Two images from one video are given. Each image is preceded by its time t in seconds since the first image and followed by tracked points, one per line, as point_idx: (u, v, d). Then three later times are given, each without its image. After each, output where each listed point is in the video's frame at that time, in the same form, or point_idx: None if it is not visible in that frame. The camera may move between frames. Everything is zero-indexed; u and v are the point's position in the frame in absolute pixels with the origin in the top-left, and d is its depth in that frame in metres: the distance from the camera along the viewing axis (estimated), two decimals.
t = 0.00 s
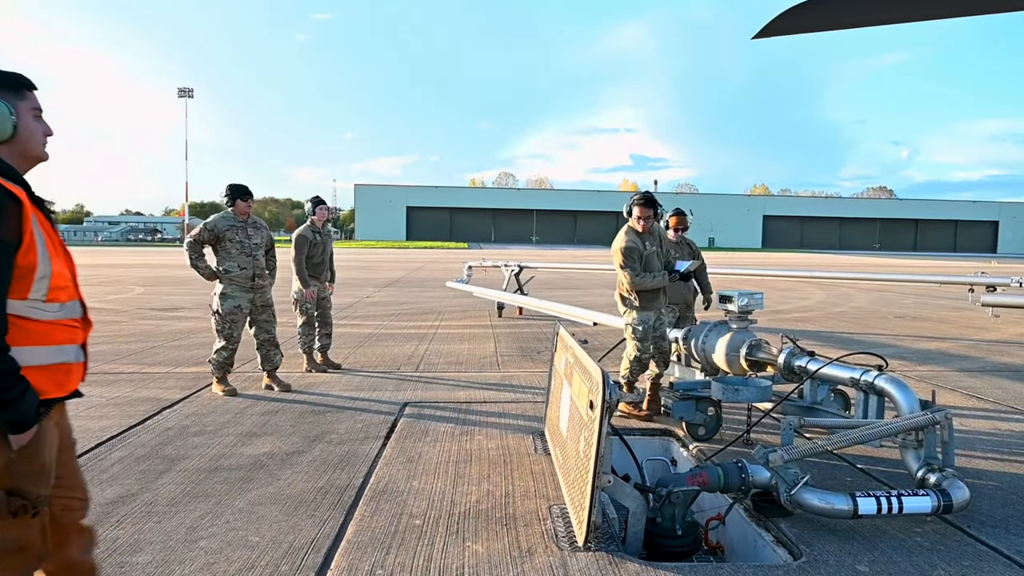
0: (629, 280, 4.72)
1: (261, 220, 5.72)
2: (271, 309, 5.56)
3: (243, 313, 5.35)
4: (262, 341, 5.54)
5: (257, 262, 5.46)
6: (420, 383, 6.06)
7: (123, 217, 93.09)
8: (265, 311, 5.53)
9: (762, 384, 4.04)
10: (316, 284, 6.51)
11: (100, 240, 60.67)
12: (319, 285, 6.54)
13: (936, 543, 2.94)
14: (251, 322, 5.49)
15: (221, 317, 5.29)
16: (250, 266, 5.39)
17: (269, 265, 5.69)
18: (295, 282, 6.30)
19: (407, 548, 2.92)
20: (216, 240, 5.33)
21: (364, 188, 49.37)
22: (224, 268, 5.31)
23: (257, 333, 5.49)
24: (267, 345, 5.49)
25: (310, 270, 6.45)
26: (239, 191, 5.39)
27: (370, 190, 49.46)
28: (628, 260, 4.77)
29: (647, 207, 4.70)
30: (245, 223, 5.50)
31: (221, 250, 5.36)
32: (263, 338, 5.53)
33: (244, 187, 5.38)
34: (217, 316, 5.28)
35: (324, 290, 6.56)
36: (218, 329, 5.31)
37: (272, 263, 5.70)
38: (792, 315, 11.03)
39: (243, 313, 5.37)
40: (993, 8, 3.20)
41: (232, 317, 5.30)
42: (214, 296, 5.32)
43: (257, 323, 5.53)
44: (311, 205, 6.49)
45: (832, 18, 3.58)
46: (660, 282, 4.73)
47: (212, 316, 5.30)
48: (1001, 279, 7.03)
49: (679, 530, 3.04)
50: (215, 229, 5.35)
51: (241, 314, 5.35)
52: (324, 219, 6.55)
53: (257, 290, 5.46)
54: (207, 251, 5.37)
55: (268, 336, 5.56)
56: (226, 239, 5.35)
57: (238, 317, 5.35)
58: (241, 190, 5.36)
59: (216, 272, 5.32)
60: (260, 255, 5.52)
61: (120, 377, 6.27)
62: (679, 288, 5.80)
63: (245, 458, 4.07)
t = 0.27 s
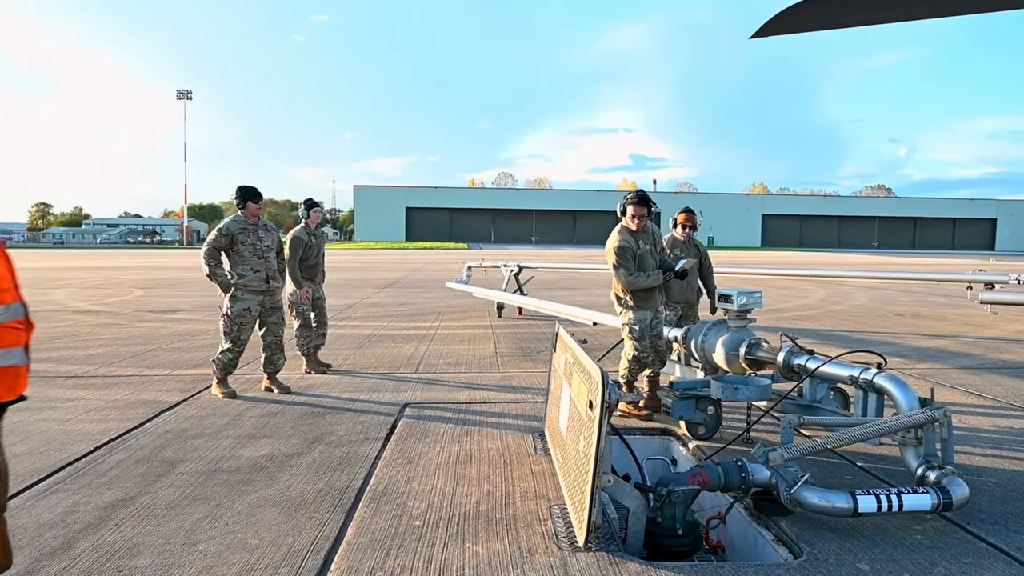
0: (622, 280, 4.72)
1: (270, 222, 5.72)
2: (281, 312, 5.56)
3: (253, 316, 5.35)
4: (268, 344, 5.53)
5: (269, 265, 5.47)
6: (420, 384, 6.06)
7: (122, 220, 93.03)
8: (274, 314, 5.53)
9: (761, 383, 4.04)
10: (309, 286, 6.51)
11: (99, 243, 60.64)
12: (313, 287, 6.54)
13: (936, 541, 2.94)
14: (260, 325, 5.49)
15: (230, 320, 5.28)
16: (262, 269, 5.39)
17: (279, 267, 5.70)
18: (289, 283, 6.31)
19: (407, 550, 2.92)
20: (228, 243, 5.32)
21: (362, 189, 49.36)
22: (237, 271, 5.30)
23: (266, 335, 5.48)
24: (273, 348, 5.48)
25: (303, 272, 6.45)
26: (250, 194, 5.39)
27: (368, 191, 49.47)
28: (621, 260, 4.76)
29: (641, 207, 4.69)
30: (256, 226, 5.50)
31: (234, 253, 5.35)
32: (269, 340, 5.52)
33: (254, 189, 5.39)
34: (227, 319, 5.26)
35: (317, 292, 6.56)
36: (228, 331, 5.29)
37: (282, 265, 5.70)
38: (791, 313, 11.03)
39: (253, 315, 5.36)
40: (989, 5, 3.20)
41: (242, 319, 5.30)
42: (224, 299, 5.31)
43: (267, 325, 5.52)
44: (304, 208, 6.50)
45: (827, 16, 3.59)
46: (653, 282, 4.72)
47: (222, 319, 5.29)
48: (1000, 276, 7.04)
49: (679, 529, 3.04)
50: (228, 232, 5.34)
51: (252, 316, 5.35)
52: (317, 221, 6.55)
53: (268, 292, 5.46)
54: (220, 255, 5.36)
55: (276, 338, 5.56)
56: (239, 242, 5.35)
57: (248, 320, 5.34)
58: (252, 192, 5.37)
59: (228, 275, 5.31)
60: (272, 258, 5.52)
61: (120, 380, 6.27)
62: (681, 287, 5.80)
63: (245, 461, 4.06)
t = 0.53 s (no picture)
0: (621, 275, 4.72)
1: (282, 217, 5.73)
2: (287, 308, 5.58)
3: (263, 310, 5.36)
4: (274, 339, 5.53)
5: (281, 259, 5.50)
6: (422, 379, 6.06)
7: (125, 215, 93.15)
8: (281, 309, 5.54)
9: (763, 378, 4.02)
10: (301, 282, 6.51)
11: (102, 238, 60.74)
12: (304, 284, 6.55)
13: (938, 537, 2.93)
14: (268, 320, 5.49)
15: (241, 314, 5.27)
16: (277, 264, 5.42)
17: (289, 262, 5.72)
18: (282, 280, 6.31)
19: (408, 543, 2.93)
20: (244, 237, 5.31)
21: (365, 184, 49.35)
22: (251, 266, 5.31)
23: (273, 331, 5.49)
24: (278, 343, 5.49)
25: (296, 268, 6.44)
26: (262, 188, 5.39)
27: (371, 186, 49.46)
28: (620, 255, 4.76)
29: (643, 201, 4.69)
30: (270, 220, 5.50)
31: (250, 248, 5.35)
32: (276, 336, 5.53)
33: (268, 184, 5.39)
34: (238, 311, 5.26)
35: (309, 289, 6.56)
36: (238, 323, 5.28)
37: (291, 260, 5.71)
38: (794, 309, 11.00)
39: (263, 310, 5.37)
40: None
41: (253, 313, 5.31)
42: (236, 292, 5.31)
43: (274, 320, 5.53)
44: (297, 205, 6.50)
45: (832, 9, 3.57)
46: (653, 279, 4.75)
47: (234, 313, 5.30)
48: (1004, 272, 7.01)
49: (680, 525, 3.04)
50: (243, 226, 5.34)
51: (262, 311, 5.36)
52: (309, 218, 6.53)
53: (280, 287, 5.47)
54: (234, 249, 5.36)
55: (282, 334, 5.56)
56: (254, 236, 5.35)
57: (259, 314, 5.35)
58: (265, 187, 5.37)
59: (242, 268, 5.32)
60: (284, 253, 5.56)
61: (123, 374, 6.28)
62: (685, 284, 5.79)
63: (248, 454, 4.07)
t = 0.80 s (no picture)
0: (627, 266, 4.71)
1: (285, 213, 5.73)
2: (288, 305, 5.55)
3: (264, 304, 5.32)
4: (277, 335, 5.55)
5: (286, 253, 5.49)
6: (424, 373, 6.06)
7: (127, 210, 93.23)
8: (283, 305, 5.52)
9: (767, 372, 4.01)
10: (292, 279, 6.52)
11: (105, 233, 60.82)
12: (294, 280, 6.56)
13: (942, 532, 2.93)
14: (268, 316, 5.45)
15: (241, 307, 5.21)
16: (280, 258, 5.41)
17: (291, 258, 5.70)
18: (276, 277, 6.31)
19: (411, 538, 2.93)
20: (246, 231, 5.31)
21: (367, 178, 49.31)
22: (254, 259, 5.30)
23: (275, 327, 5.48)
24: (281, 338, 5.51)
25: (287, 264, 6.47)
26: (266, 182, 5.37)
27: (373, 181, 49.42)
28: (626, 245, 4.74)
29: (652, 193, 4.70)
30: (273, 215, 5.49)
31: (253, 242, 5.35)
32: (278, 331, 5.54)
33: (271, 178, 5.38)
34: (238, 305, 5.22)
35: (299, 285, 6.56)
36: (238, 317, 5.22)
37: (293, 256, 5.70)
38: (797, 303, 10.99)
39: (264, 304, 5.33)
40: None
41: (255, 307, 5.27)
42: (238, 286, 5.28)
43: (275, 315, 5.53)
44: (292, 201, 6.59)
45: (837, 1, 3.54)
46: (657, 271, 4.75)
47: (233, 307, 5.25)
48: (1008, 266, 6.99)
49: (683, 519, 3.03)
50: (247, 220, 5.34)
51: (263, 305, 5.33)
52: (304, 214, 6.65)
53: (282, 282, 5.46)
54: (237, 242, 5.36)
55: (284, 330, 5.57)
56: (257, 230, 5.35)
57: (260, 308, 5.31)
58: (268, 181, 5.35)
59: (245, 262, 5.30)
60: (288, 247, 5.56)
61: (126, 369, 6.29)
62: (689, 279, 5.78)
63: (251, 449, 4.08)
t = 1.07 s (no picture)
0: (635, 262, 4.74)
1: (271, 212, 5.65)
2: (283, 306, 5.58)
3: (258, 308, 5.29)
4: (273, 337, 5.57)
5: (276, 254, 5.42)
6: (423, 374, 6.07)
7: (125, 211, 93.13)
8: (276, 307, 5.51)
9: (766, 372, 4.03)
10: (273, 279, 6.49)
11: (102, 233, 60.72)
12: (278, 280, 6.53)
13: (939, 531, 2.94)
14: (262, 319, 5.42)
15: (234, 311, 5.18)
16: (270, 260, 5.36)
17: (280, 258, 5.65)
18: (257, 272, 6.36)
19: (410, 539, 2.94)
20: (233, 233, 5.23)
21: (366, 179, 49.32)
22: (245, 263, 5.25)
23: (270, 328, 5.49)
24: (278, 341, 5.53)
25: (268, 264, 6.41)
26: (253, 183, 5.31)
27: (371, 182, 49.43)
28: (633, 242, 4.77)
29: (660, 192, 4.77)
30: (262, 215, 5.41)
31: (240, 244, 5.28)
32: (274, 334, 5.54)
33: (257, 178, 5.31)
34: (233, 310, 5.17)
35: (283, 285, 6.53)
36: (234, 323, 5.17)
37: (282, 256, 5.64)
38: (795, 303, 11.01)
39: (259, 308, 5.30)
40: None
41: (250, 310, 5.22)
42: (230, 290, 5.23)
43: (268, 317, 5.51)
44: (276, 199, 6.66)
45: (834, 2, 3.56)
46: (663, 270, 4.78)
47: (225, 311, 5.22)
48: (1005, 266, 7.02)
49: (682, 519, 3.05)
50: (234, 221, 5.25)
51: (257, 309, 5.29)
52: (288, 212, 6.74)
53: (273, 284, 5.42)
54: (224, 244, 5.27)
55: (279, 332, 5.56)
56: (245, 231, 5.27)
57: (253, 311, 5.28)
58: (255, 181, 5.29)
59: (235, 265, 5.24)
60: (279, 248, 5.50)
61: (125, 370, 6.29)
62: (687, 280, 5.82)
63: (250, 451, 4.08)
